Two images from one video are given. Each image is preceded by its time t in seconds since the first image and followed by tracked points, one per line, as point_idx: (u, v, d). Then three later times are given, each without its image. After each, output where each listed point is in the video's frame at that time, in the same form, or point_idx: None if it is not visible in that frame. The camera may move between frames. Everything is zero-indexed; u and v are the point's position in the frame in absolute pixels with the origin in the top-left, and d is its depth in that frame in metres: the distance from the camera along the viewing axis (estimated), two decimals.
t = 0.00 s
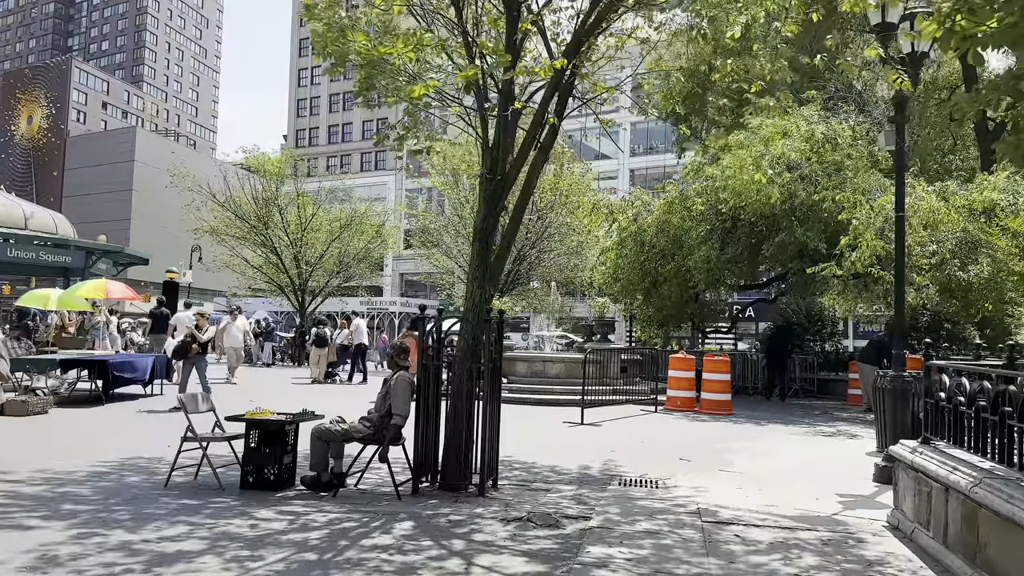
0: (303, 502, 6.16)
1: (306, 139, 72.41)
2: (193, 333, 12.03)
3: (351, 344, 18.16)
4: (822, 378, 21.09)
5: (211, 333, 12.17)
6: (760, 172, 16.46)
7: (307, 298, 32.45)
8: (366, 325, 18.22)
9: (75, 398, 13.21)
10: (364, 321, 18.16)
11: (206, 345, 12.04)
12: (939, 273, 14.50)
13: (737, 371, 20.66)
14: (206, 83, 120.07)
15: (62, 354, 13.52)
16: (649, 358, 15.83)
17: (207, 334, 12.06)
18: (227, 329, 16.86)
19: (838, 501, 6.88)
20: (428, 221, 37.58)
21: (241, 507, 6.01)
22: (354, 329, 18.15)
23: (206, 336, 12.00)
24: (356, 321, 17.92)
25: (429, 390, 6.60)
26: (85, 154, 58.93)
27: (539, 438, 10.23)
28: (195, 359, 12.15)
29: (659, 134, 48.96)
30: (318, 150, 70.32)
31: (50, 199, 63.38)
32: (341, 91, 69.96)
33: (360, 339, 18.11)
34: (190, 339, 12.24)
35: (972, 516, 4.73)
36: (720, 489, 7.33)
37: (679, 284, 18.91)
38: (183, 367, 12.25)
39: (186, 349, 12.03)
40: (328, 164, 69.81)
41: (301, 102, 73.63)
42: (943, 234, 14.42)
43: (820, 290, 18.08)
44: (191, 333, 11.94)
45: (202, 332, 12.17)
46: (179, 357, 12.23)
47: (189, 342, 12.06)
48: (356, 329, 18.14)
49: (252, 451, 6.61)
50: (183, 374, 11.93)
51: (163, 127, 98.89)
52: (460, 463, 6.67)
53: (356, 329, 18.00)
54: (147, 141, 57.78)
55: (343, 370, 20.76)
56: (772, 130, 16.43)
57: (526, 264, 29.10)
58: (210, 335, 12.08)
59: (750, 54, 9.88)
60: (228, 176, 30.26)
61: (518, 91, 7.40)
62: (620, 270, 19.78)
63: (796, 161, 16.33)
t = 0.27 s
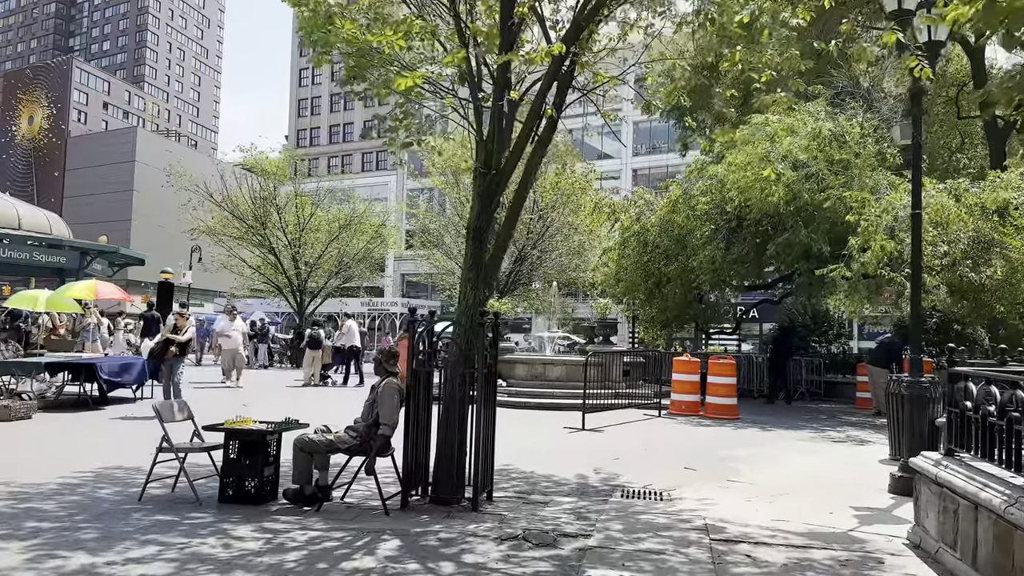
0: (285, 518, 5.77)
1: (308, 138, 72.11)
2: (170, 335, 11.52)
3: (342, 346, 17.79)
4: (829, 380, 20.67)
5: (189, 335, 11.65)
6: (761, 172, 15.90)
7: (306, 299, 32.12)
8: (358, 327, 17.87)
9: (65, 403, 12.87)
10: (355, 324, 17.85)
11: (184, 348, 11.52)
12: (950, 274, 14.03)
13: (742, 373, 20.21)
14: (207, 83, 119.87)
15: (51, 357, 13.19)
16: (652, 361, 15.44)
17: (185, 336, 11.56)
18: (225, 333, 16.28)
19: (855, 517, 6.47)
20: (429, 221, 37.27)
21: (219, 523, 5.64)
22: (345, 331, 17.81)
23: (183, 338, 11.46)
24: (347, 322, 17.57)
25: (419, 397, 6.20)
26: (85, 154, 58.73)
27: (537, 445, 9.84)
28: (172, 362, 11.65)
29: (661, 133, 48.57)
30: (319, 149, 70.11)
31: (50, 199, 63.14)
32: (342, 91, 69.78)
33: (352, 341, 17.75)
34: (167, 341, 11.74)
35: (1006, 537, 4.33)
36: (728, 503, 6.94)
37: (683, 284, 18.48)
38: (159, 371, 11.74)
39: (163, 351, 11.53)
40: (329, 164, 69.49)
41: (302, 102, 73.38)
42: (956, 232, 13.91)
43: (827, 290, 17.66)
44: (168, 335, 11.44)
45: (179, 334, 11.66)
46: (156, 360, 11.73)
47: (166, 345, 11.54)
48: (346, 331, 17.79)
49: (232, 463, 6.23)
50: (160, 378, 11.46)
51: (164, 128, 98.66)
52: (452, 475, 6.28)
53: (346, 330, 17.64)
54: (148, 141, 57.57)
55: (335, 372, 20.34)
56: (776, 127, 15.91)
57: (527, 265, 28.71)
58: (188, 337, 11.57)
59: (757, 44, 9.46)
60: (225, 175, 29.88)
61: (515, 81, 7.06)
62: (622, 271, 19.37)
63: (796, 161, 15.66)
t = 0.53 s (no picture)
0: (264, 527, 5.42)
1: (309, 138, 71.94)
2: (150, 336, 11.10)
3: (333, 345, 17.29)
4: (835, 380, 20.29)
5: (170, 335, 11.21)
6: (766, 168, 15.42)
7: (305, 298, 31.81)
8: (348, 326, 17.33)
9: (53, 406, 12.55)
10: (345, 323, 17.29)
11: (164, 349, 11.07)
12: (961, 270, 13.70)
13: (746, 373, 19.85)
14: (209, 83, 119.80)
15: (38, 358, 12.87)
16: (655, 360, 15.07)
17: (165, 336, 11.13)
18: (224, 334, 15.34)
19: (871, 525, 6.11)
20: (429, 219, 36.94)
21: (193, 533, 5.29)
22: (336, 330, 17.31)
23: (163, 339, 11.04)
24: (338, 321, 17.18)
25: (408, 398, 5.85)
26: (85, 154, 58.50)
27: (535, 447, 9.49)
28: (153, 363, 11.25)
29: (664, 132, 48.27)
30: (321, 149, 69.87)
31: (51, 199, 62.99)
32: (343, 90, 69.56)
33: (342, 340, 17.24)
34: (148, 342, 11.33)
35: None
36: (734, 510, 6.59)
37: (686, 283, 18.13)
38: (140, 373, 11.36)
39: (143, 353, 11.12)
40: (330, 163, 69.29)
41: (304, 101, 73.27)
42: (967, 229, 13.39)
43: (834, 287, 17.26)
44: (148, 335, 11.02)
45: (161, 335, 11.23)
46: (136, 361, 11.33)
47: (146, 346, 11.14)
48: (337, 330, 17.28)
49: (210, 468, 5.88)
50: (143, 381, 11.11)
51: (166, 127, 98.61)
52: (442, 481, 5.92)
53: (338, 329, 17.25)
54: (148, 141, 57.32)
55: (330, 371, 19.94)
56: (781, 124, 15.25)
57: (529, 263, 28.44)
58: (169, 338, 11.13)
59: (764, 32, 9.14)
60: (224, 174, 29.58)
61: (511, 63, 6.72)
62: (624, 269, 19.00)
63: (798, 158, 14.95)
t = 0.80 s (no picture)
0: (238, 547, 5.05)
1: (310, 138, 71.72)
2: (129, 337, 10.72)
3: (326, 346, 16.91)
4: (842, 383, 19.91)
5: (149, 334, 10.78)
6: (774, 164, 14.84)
7: (304, 299, 31.48)
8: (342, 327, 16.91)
9: (37, 410, 12.18)
10: (339, 325, 16.89)
11: (145, 349, 10.71)
12: (972, 270, 13.27)
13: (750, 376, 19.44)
14: (210, 83, 119.64)
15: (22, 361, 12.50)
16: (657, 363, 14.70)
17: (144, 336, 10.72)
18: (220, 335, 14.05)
19: (889, 543, 5.72)
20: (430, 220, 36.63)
21: (162, 552, 4.92)
22: (329, 331, 16.89)
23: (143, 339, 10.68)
24: (330, 322, 16.77)
25: (396, 407, 5.50)
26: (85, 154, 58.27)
27: (531, 454, 9.11)
28: (133, 365, 10.90)
29: (665, 131, 47.94)
30: (323, 149, 69.66)
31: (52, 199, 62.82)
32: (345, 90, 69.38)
33: (336, 342, 16.79)
34: (128, 344, 10.99)
35: None
36: (742, 525, 6.21)
37: (690, 283, 17.75)
38: (123, 376, 11.07)
39: (121, 355, 10.78)
40: (332, 163, 69.07)
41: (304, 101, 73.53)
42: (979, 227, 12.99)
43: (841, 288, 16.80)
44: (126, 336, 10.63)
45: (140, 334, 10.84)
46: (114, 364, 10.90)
47: (125, 347, 10.74)
48: (330, 330, 16.88)
49: (183, 481, 5.51)
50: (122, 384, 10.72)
51: (167, 128, 98.45)
52: (431, 496, 5.55)
53: (330, 330, 16.86)
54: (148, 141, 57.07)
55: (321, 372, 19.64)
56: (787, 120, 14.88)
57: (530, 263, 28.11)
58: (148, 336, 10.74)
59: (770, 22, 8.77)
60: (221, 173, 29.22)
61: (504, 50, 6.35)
62: (626, 270, 18.61)
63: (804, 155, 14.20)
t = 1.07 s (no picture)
0: (211, 560, 4.70)
1: (311, 137, 71.56)
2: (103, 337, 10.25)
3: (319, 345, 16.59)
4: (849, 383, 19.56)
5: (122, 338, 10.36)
6: (778, 158, 14.24)
7: (303, 298, 31.17)
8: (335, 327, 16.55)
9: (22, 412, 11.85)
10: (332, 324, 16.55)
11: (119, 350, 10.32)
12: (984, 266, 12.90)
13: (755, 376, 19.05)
14: (212, 83, 119.54)
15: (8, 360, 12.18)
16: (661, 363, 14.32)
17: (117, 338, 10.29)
18: (212, 336, 13.62)
19: (909, 555, 5.35)
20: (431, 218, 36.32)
21: (128, 566, 4.57)
22: (323, 330, 16.51)
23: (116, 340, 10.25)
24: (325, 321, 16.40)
25: (383, 410, 5.12)
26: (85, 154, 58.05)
27: (529, 458, 8.75)
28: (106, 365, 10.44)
29: (668, 130, 47.69)
30: (324, 148, 69.46)
31: (53, 199, 62.65)
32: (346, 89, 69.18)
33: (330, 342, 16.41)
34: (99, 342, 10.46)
35: None
36: (751, 535, 5.85)
37: (694, 282, 17.39)
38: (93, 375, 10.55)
39: (94, 355, 10.30)
40: (333, 162, 68.87)
41: (305, 99, 73.83)
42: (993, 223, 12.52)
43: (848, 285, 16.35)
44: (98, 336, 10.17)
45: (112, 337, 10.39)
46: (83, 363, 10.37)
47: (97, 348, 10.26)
48: (324, 330, 16.51)
49: (155, 488, 5.16)
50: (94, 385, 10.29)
51: (169, 127, 98.31)
52: (420, 506, 5.19)
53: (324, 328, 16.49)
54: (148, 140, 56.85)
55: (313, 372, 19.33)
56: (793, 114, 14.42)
57: (531, 261, 27.79)
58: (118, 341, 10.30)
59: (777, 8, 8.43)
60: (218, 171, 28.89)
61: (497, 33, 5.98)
62: (628, 268, 18.24)
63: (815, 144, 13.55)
